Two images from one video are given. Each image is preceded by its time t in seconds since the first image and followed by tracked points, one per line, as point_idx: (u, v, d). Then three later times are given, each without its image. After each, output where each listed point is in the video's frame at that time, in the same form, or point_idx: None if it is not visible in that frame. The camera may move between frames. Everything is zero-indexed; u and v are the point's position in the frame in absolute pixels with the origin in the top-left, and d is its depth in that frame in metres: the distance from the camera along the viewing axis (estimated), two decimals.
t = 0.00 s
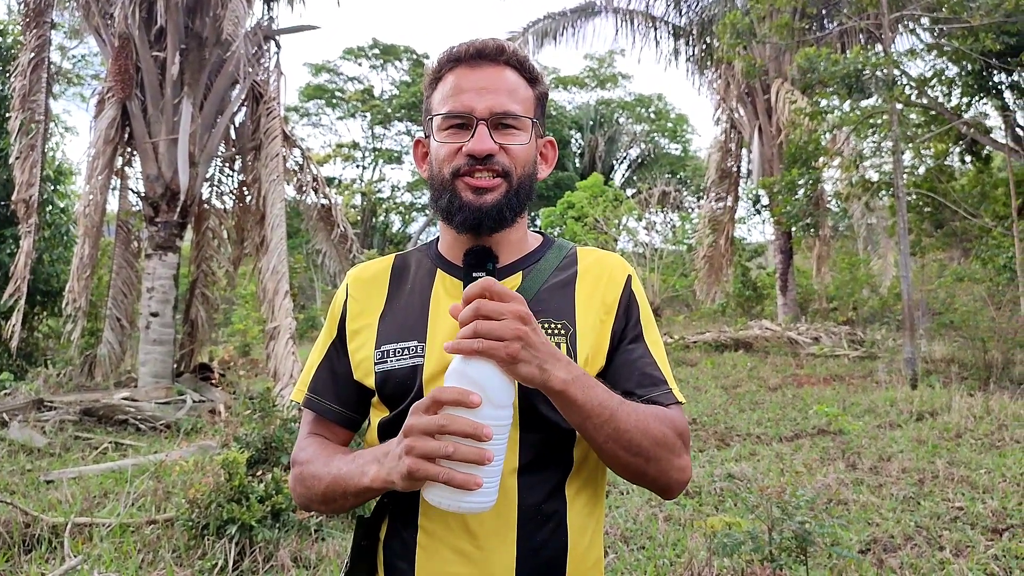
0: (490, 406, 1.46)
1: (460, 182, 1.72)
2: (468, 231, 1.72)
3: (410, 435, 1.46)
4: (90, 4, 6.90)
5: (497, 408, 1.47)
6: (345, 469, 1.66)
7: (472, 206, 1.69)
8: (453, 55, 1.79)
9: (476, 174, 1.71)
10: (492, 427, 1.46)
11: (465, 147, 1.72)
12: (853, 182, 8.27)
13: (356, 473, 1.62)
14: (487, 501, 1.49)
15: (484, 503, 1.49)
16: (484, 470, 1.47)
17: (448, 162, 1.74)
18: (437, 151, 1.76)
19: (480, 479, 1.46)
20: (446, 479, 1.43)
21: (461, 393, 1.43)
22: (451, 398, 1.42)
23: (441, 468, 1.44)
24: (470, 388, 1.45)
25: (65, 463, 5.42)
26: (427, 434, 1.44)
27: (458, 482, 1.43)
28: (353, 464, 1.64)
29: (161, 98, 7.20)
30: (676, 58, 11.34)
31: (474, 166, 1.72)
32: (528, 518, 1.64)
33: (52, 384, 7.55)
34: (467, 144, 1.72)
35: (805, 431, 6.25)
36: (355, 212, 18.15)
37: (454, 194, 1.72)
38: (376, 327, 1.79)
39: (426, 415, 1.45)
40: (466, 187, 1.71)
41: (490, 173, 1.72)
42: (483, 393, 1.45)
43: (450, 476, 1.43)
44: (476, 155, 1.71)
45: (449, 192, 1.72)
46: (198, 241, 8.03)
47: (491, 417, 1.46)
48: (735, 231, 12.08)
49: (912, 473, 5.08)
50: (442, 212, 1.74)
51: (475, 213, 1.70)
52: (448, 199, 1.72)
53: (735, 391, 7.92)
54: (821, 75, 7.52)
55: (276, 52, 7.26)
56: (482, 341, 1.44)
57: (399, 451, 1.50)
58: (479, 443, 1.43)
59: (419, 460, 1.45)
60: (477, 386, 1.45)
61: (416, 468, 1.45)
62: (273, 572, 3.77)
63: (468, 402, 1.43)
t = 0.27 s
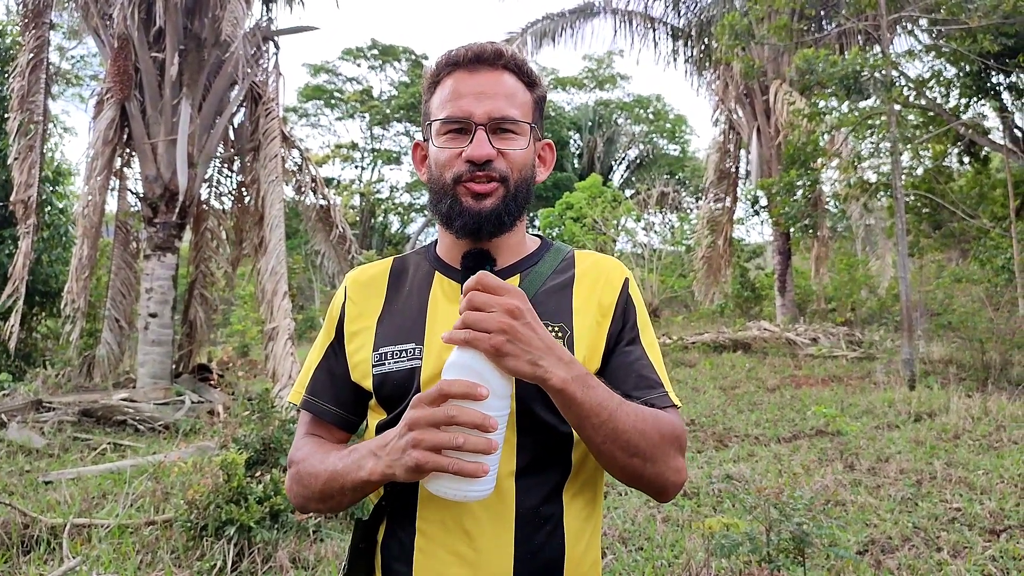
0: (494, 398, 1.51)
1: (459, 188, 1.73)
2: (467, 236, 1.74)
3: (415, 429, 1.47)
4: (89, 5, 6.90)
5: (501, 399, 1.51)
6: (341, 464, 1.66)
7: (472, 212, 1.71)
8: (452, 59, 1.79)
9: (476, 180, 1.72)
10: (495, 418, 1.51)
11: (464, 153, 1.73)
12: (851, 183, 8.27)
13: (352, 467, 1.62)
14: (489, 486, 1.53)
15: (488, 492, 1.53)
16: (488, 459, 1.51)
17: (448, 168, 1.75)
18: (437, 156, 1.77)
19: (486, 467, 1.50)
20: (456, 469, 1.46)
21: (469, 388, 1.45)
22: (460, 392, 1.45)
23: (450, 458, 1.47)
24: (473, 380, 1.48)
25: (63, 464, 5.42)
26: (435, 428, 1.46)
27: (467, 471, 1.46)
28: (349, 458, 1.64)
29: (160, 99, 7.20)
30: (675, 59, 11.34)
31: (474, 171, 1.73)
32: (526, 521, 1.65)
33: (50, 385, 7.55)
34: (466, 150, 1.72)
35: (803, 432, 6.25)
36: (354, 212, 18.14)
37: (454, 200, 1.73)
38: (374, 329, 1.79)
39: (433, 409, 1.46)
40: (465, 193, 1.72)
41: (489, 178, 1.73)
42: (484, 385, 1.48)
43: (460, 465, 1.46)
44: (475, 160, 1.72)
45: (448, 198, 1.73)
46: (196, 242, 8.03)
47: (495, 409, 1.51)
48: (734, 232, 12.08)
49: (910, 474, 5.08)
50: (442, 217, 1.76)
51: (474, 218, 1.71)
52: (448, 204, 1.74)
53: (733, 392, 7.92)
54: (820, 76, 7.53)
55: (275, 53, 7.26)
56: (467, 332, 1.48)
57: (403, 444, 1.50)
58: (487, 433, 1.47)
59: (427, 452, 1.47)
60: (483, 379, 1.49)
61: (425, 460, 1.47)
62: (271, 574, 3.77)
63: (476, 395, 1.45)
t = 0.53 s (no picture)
0: (467, 410, 1.44)
1: (454, 190, 1.75)
2: (462, 239, 1.76)
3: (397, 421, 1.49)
4: (88, 5, 6.90)
5: (476, 414, 1.44)
6: (346, 463, 1.67)
7: (466, 214, 1.73)
8: (448, 60, 1.80)
9: (471, 182, 1.75)
10: (465, 433, 1.44)
11: (459, 155, 1.74)
12: (850, 183, 8.28)
13: (357, 466, 1.63)
14: (456, 504, 1.48)
15: (449, 507, 1.48)
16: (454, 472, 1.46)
17: (443, 170, 1.77)
18: (432, 158, 1.78)
19: (445, 481, 1.45)
20: (412, 470, 1.45)
21: (444, 391, 1.43)
22: (434, 394, 1.43)
23: (412, 459, 1.46)
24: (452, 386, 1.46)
25: (63, 464, 5.42)
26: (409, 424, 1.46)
27: (423, 476, 1.45)
28: (354, 458, 1.66)
29: (159, 99, 7.20)
30: (674, 59, 11.35)
31: (468, 174, 1.75)
32: (524, 520, 1.65)
33: (50, 385, 7.55)
34: (461, 152, 1.74)
35: (802, 432, 6.25)
36: (353, 212, 18.15)
37: (448, 201, 1.75)
38: (373, 329, 1.79)
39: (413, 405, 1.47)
40: (460, 195, 1.75)
41: (484, 181, 1.75)
42: (462, 397, 1.44)
43: (417, 467, 1.45)
44: (469, 163, 1.73)
45: (443, 200, 1.76)
46: (196, 241, 8.03)
47: (465, 423, 1.44)
48: (733, 232, 12.09)
49: (909, 474, 5.08)
50: (437, 219, 1.78)
51: (468, 219, 1.73)
52: (443, 205, 1.76)
53: (732, 392, 7.92)
54: (819, 77, 7.54)
55: (274, 53, 7.27)
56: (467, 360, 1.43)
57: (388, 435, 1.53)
58: (448, 444, 1.43)
59: (396, 446, 1.48)
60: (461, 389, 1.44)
61: (393, 452, 1.48)
62: (270, 573, 3.77)
63: (447, 401, 1.43)
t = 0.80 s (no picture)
0: (482, 405, 1.48)
1: (445, 191, 1.74)
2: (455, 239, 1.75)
3: (399, 425, 1.48)
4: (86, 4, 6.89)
5: (490, 408, 1.48)
6: (335, 464, 1.66)
7: (458, 214, 1.72)
8: (439, 61, 1.80)
9: (462, 183, 1.73)
10: (481, 426, 1.48)
11: (450, 157, 1.74)
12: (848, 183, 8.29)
13: (346, 466, 1.62)
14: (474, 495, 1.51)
15: (467, 500, 1.50)
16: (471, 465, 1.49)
17: (435, 172, 1.76)
18: (424, 160, 1.78)
19: (466, 475, 1.47)
20: (434, 469, 1.46)
21: (458, 389, 1.45)
22: (448, 393, 1.45)
23: (431, 459, 1.46)
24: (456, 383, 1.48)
25: (60, 464, 5.42)
26: (418, 426, 1.46)
27: (446, 474, 1.46)
28: (343, 459, 1.65)
29: (157, 99, 7.20)
30: (672, 59, 11.35)
31: (459, 175, 1.73)
32: (520, 520, 1.64)
33: (47, 384, 7.54)
34: (452, 153, 1.73)
35: (800, 432, 6.25)
36: (351, 212, 18.14)
37: (440, 203, 1.75)
38: (370, 328, 1.79)
39: (419, 407, 1.46)
40: (451, 196, 1.74)
41: (475, 182, 1.74)
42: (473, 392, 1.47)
43: (438, 466, 1.46)
44: (460, 164, 1.73)
45: (434, 201, 1.75)
46: (194, 241, 8.02)
47: (483, 417, 1.48)
48: (731, 232, 12.10)
49: (907, 474, 5.09)
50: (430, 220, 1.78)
51: (459, 220, 1.72)
52: (434, 206, 1.75)
53: (730, 392, 7.92)
54: (817, 77, 7.55)
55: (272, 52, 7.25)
56: (447, 342, 1.49)
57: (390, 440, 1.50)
58: (470, 439, 1.46)
59: (408, 450, 1.47)
60: (471, 383, 1.47)
61: (406, 457, 1.47)
62: (268, 573, 3.77)
63: (463, 399, 1.45)
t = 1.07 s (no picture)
0: (470, 422, 1.46)
1: (439, 195, 1.75)
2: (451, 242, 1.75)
3: (389, 434, 1.47)
4: (84, 4, 6.89)
5: (477, 425, 1.46)
6: (330, 469, 1.66)
7: (450, 218, 1.72)
8: (432, 61, 1.79)
9: (455, 187, 1.74)
10: (468, 442, 1.46)
11: (442, 161, 1.74)
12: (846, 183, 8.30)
13: (340, 471, 1.63)
14: (456, 512, 1.49)
15: (448, 517, 1.48)
16: (455, 481, 1.47)
17: (427, 175, 1.77)
18: (418, 163, 1.79)
19: (447, 491, 1.46)
20: (416, 481, 1.45)
21: (446, 402, 1.44)
22: (438, 406, 1.44)
23: (413, 471, 1.45)
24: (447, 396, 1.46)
25: (58, 464, 5.41)
26: (405, 436, 1.46)
27: (426, 488, 1.44)
28: (338, 465, 1.65)
29: (155, 98, 7.19)
30: (670, 59, 11.36)
31: (452, 179, 1.74)
32: (517, 521, 1.64)
33: (44, 384, 7.53)
34: (445, 157, 1.73)
35: (798, 432, 6.25)
36: (349, 212, 18.13)
37: (433, 206, 1.75)
38: (366, 329, 1.78)
39: (409, 417, 1.46)
40: (444, 199, 1.74)
41: (468, 185, 1.74)
42: (462, 407, 1.45)
43: (419, 478, 1.45)
44: (452, 169, 1.73)
45: (428, 205, 1.76)
46: (191, 241, 8.01)
47: (469, 434, 1.45)
48: (729, 231, 12.10)
49: (904, 474, 5.09)
50: (424, 222, 1.78)
51: (453, 224, 1.73)
52: (428, 210, 1.76)
53: (728, 392, 7.93)
54: (815, 78, 7.56)
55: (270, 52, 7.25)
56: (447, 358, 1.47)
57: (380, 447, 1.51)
58: (453, 455, 1.44)
59: (393, 459, 1.46)
60: (461, 399, 1.46)
61: (390, 466, 1.46)
62: (265, 573, 3.77)
63: (451, 412, 1.44)
